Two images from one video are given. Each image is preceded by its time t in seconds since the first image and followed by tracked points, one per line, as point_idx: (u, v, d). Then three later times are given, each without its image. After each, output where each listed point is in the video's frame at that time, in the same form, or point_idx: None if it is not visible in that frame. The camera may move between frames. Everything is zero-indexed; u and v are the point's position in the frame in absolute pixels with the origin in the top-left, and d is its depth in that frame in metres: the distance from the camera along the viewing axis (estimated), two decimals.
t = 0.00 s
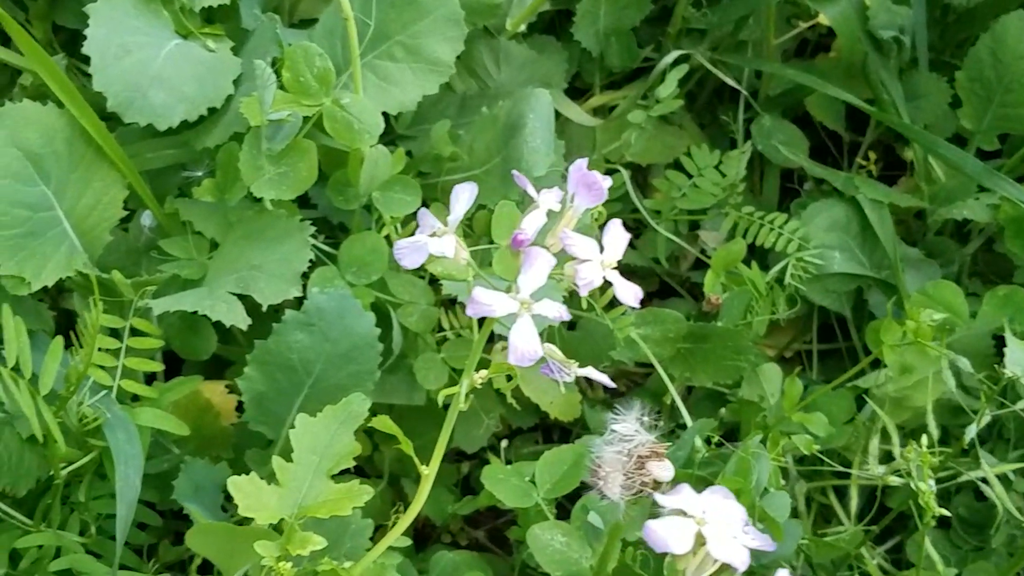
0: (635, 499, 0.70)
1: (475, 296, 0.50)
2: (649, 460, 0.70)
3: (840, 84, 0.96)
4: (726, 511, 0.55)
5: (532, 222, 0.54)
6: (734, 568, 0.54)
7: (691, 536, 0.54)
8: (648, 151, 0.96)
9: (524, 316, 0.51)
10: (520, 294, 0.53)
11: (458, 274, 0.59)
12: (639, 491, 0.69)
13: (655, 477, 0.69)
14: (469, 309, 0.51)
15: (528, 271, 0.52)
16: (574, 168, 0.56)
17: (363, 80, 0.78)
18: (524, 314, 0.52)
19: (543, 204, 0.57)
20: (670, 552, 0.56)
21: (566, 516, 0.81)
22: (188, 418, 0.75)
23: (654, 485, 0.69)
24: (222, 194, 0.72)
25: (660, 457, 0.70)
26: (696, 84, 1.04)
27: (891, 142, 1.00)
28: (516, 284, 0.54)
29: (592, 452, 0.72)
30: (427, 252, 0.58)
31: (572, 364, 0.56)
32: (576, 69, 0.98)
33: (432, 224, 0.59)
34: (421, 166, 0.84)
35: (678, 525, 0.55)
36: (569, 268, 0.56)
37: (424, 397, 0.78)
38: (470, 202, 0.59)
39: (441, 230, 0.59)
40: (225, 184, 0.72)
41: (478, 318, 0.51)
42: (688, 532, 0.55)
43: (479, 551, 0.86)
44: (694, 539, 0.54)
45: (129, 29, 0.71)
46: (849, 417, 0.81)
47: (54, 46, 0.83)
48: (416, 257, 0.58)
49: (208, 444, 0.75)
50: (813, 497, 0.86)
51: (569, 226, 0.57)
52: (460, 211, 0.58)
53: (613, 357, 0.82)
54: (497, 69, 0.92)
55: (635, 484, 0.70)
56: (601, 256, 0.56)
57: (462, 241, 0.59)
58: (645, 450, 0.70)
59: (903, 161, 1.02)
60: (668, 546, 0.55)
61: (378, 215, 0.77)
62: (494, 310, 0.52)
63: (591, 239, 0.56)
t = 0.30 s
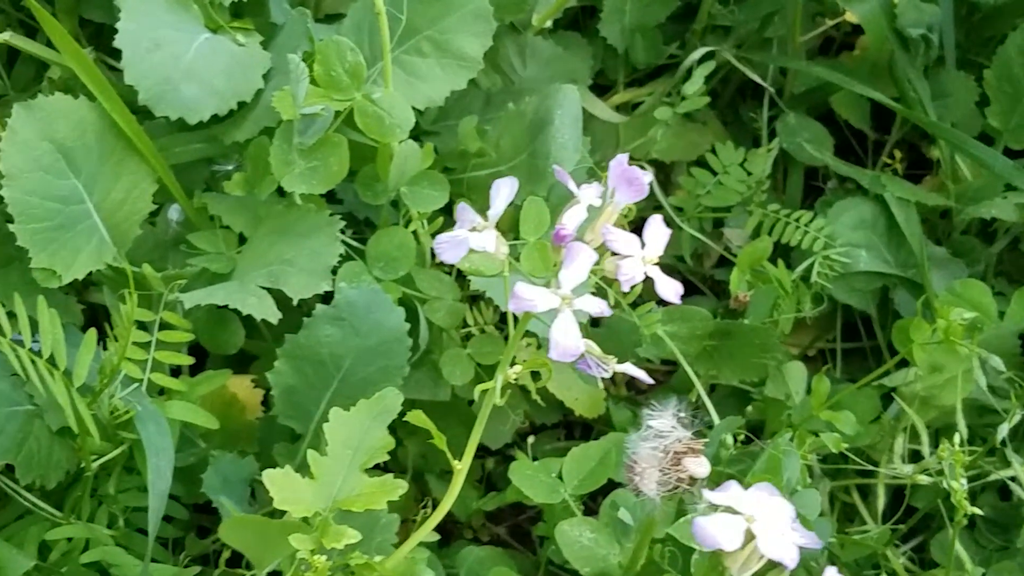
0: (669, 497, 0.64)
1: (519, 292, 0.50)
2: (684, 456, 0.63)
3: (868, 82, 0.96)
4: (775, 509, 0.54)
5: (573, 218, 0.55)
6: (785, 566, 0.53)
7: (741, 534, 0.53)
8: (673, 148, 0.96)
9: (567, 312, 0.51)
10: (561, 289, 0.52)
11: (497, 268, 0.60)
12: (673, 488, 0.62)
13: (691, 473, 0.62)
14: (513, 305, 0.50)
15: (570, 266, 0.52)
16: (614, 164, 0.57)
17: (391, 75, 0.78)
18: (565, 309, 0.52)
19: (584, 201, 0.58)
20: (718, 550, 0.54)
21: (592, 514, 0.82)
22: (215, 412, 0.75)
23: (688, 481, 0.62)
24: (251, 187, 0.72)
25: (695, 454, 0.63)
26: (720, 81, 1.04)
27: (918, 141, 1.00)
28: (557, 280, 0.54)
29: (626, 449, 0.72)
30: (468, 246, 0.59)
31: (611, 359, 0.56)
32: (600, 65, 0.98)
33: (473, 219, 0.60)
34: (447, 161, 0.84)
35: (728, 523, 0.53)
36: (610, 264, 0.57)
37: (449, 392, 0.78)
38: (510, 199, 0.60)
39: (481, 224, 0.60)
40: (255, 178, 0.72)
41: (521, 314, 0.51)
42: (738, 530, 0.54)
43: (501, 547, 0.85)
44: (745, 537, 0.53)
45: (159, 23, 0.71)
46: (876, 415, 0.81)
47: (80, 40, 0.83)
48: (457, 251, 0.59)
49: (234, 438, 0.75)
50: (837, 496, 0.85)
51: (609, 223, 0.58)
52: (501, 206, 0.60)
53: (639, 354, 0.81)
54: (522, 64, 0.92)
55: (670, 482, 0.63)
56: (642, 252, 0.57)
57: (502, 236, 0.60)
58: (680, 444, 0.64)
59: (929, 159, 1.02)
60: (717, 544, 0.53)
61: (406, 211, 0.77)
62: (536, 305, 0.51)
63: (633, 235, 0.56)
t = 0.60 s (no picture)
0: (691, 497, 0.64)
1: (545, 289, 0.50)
2: (709, 454, 0.62)
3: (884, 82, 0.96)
4: (806, 507, 0.55)
5: (601, 216, 0.55)
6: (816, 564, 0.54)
7: (773, 532, 0.54)
8: (689, 147, 0.96)
9: (595, 311, 0.51)
10: (588, 287, 0.53)
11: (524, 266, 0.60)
12: (697, 484, 0.62)
13: (715, 472, 0.62)
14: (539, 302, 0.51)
15: (598, 266, 0.52)
16: (641, 162, 0.57)
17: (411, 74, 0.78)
18: (593, 307, 0.52)
19: (612, 198, 0.58)
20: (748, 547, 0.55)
21: (612, 510, 0.83)
22: (234, 408, 0.75)
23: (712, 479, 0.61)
24: (273, 185, 0.73)
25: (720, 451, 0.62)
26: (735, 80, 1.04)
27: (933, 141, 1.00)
28: (583, 277, 0.54)
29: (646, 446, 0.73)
30: (496, 245, 0.59)
31: (637, 357, 0.56)
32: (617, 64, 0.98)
33: (501, 217, 0.60)
34: (465, 160, 0.85)
35: (760, 520, 0.54)
36: (637, 261, 0.57)
37: (466, 390, 0.78)
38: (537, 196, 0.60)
39: (509, 223, 0.59)
40: (277, 175, 0.73)
41: (548, 312, 0.51)
42: (770, 527, 0.54)
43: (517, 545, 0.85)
44: (777, 535, 0.54)
45: (182, 22, 0.71)
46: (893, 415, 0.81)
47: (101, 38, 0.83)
48: (485, 249, 0.59)
49: (253, 434, 0.75)
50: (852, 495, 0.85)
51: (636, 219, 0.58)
52: (528, 204, 0.59)
53: (657, 352, 0.83)
54: (539, 63, 0.92)
55: (695, 479, 0.63)
56: (670, 251, 0.57)
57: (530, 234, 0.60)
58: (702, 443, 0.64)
59: (944, 160, 1.02)
60: (750, 541, 0.54)
61: (425, 209, 0.78)
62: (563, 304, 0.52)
63: (660, 233, 0.56)
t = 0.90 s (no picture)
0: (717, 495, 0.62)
1: (574, 288, 0.50)
2: (733, 452, 0.60)
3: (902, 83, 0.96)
4: (838, 506, 0.54)
5: (629, 215, 0.54)
6: (848, 563, 0.53)
7: (805, 531, 0.53)
8: (707, 146, 0.96)
9: (622, 310, 0.51)
10: (616, 287, 0.52)
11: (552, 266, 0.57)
12: (723, 483, 0.60)
13: (740, 471, 0.60)
14: (568, 300, 0.50)
15: (627, 264, 0.52)
16: (671, 160, 0.55)
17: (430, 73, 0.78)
18: (620, 306, 0.52)
19: (639, 196, 0.57)
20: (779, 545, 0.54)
21: (633, 509, 0.83)
22: (253, 405, 0.75)
23: (737, 478, 0.60)
24: (295, 182, 0.73)
25: (744, 449, 0.61)
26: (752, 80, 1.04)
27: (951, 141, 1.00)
28: (611, 277, 0.53)
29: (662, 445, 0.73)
30: (524, 244, 0.55)
31: (665, 356, 0.55)
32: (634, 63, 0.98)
33: (526, 215, 0.57)
34: (483, 159, 0.85)
35: (792, 519, 0.53)
36: (665, 261, 0.56)
37: (484, 388, 0.78)
38: (565, 194, 0.57)
39: (536, 221, 0.56)
40: (298, 172, 0.73)
41: (576, 310, 0.51)
42: (802, 526, 0.53)
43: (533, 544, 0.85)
44: (809, 534, 0.53)
45: (204, 20, 0.71)
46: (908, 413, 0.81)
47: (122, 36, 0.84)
48: (511, 248, 0.56)
49: (271, 431, 0.75)
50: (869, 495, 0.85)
51: (664, 219, 0.56)
52: (555, 203, 0.57)
53: (675, 351, 0.82)
54: (557, 62, 0.92)
55: (720, 478, 0.61)
56: (698, 250, 0.56)
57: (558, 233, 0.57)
58: (727, 440, 0.61)
59: (962, 160, 1.02)
60: (781, 540, 0.53)
61: (445, 207, 0.78)
62: (591, 302, 0.51)
63: (688, 232, 0.56)
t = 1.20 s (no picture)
0: (735, 495, 0.62)
1: (595, 291, 0.50)
2: (751, 454, 0.60)
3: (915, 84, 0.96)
4: (861, 509, 0.53)
5: (649, 217, 0.54)
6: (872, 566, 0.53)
7: (828, 534, 0.53)
8: (719, 147, 0.96)
9: (643, 311, 0.51)
10: (636, 288, 0.52)
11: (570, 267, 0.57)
12: (739, 484, 0.60)
13: (757, 473, 0.60)
14: (588, 301, 0.50)
15: (647, 266, 0.52)
16: (691, 162, 0.55)
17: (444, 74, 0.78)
18: (641, 307, 0.52)
19: (658, 198, 0.57)
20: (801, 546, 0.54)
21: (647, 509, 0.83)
22: (267, 405, 0.76)
23: (755, 479, 0.60)
24: (311, 183, 0.74)
25: (762, 451, 0.60)
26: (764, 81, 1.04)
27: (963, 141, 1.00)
28: (631, 278, 0.53)
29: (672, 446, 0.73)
30: (544, 246, 0.55)
31: (684, 358, 0.55)
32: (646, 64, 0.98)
33: (545, 217, 0.56)
34: (496, 160, 0.85)
35: (814, 521, 0.53)
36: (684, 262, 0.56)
37: (497, 388, 0.78)
38: (585, 195, 0.57)
39: (556, 223, 0.56)
40: (314, 174, 0.73)
41: (596, 311, 0.51)
42: (825, 528, 0.53)
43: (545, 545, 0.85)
44: (831, 537, 0.53)
45: (221, 21, 0.71)
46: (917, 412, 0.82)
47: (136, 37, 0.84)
48: (530, 249, 0.55)
49: (283, 431, 0.75)
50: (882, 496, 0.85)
51: (684, 220, 0.56)
52: (574, 204, 0.57)
53: (687, 352, 0.82)
54: (570, 63, 0.92)
55: (737, 479, 0.60)
56: (718, 252, 0.56)
57: (577, 234, 0.57)
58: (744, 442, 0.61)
59: (974, 161, 1.02)
60: (805, 543, 0.53)
61: (458, 209, 0.78)
62: (611, 304, 0.51)
63: (708, 234, 0.56)
